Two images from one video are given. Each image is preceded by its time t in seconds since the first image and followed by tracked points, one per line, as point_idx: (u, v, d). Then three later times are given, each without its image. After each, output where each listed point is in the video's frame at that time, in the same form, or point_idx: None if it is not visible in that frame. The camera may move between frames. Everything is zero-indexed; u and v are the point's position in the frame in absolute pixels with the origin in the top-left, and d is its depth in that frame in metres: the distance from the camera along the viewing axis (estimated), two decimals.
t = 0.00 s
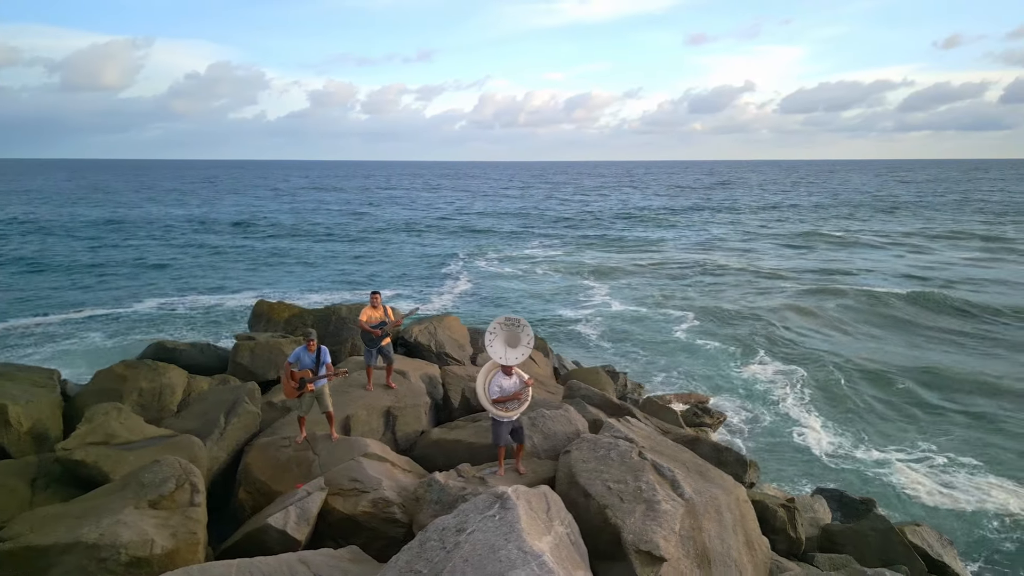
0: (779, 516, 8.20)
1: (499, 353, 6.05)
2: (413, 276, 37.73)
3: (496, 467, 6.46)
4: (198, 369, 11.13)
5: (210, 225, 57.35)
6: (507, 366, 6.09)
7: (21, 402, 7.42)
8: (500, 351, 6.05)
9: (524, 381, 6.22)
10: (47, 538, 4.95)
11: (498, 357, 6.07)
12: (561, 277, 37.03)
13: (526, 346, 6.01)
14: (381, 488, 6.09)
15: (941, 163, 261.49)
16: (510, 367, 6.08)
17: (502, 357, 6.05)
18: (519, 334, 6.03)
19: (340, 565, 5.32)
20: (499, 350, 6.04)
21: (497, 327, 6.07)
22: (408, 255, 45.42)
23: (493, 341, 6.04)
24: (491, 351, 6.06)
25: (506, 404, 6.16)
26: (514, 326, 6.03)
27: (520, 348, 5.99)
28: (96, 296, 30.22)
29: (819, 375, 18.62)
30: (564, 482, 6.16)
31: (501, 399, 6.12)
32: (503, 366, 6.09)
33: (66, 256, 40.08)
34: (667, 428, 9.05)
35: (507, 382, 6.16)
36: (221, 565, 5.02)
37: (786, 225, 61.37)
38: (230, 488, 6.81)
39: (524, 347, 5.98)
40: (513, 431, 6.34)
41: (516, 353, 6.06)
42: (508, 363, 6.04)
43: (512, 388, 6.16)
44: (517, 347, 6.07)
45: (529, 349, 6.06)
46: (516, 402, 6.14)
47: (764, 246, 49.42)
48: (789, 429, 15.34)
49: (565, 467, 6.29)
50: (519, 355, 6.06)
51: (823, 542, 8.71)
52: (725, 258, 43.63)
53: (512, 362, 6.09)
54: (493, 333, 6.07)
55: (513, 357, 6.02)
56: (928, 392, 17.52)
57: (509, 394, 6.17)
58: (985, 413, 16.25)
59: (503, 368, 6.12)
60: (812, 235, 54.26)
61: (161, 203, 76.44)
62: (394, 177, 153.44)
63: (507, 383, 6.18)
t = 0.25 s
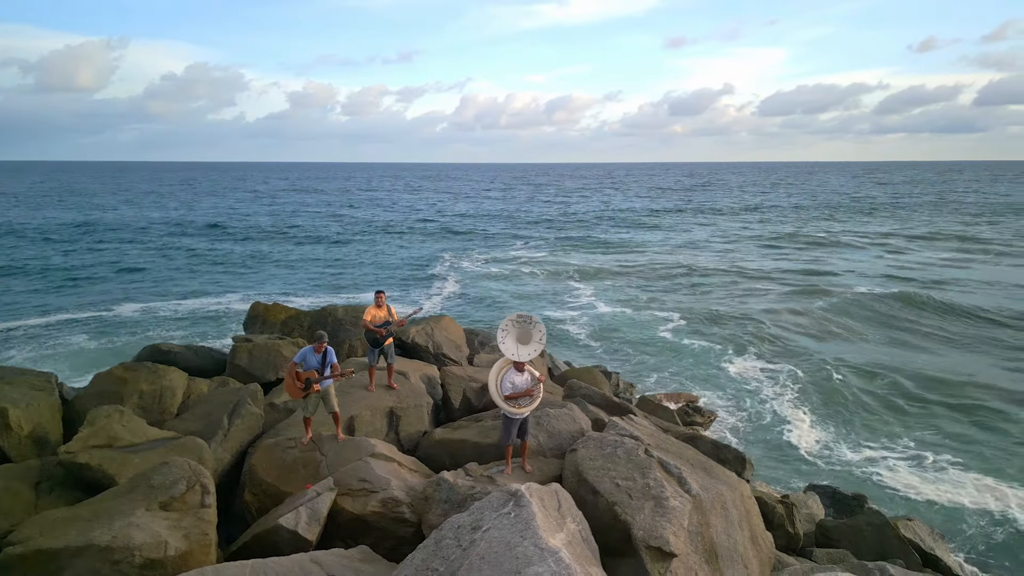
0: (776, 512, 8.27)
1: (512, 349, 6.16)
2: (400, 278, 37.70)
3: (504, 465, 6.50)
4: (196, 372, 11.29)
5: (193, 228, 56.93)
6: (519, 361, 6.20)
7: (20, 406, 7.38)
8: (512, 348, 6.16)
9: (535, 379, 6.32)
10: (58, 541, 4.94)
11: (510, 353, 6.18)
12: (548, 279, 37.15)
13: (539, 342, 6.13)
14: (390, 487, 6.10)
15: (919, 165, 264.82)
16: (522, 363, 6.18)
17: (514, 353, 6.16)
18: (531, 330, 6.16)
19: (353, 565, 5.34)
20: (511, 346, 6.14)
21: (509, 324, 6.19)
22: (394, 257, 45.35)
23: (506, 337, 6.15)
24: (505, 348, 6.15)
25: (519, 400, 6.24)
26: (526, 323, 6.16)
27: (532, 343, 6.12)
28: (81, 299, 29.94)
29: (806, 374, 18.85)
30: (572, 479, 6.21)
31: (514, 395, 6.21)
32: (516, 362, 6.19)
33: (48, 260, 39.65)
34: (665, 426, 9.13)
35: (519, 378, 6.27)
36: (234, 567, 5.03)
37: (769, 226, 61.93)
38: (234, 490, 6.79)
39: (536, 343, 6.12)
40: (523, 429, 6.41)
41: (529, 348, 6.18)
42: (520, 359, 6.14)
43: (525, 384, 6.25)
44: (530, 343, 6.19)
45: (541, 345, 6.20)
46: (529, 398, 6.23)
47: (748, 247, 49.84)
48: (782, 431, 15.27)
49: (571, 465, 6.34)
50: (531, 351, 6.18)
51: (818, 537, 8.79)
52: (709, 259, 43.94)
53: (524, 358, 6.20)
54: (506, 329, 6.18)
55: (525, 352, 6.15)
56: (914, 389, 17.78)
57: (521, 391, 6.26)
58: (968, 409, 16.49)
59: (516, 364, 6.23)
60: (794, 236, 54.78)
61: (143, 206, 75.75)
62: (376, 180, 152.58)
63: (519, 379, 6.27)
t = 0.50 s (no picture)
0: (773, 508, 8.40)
1: (521, 348, 6.25)
2: (382, 279, 37.58)
3: (508, 464, 6.53)
4: (187, 374, 11.20)
5: (170, 229, 56.27)
6: (527, 360, 6.29)
7: (15, 409, 7.28)
8: (521, 346, 6.24)
9: (543, 378, 6.39)
10: (65, 545, 4.92)
11: (520, 352, 6.25)
12: (531, 279, 37.25)
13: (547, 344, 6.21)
14: (396, 488, 6.11)
15: (891, 166, 268.60)
16: (530, 362, 6.27)
17: (523, 352, 6.25)
18: (541, 331, 6.22)
19: (362, 566, 5.34)
20: (520, 345, 6.22)
21: (521, 323, 6.25)
22: (376, 258, 45.18)
23: (516, 336, 6.22)
24: (514, 346, 6.24)
25: (525, 398, 6.32)
26: (536, 323, 6.21)
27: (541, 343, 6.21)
28: (59, 302, 29.50)
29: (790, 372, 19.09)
30: (576, 478, 6.26)
31: (520, 393, 6.29)
32: (524, 361, 6.28)
33: (23, 263, 39.00)
34: (662, 424, 9.21)
35: (527, 377, 6.35)
36: (243, 568, 5.01)
37: (747, 227, 62.51)
38: (235, 492, 6.75)
39: (544, 344, 6.19)
40: (528, 427, 6.49)
41: (537, 349, 6.24)
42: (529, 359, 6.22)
43: (532, 384, 6.33)
44: (539, 343, 6.26)
45: (549, 346, 6.25)
46: (535, 398, 6.31)
47: (729, 247, 50.26)
48: (764, 423, 15.80)
49: (576, 462, 6.38)
50: (540, 351, 6.25)
51: (813, 531, 8.97)
52: (691, 259, 44.26)
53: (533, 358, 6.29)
54: (517, 328, 6.28)
55: (533, 352, 6.22)
56: (896, 386, 18.08)
57: (528, 390, 6.33)
58: (951, 407, 16.77)
59: (524, 363, 6.31)
60: (774, 236, 55.30)
61: (118, 208, 74.78)
62: (357, 180, 151.72)
63: (525, 378, 6.36)
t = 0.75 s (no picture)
0: (769, 503, 8.53)
1: (527, 344, 6.28)
2: (366, 279, 37.37)
3: (513, 463, 6.53)
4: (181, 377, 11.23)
5: (148, 230, 55.51)
6: (532, 356, 6.30)
7: (10, 413, 7.18)
8: (528, 343, 6.28)
9: (549, 376, 6.36)
10: (73, 550, 4.88)
11: (526, 348, 6.30)
12: (515, 278, 37.23)
13: (551, 340, 6.21)
14: (402, 488, 6.11)
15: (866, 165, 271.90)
16: (535, 358, 6.28)
17: (529, 348, 6.29)
18: (547, 327, 6.26)
19: (371, 567, 5.33)
20: (527, 341, 6.26)
21: (530, 319, 6.33)
22: (358, 258, 44.91)
23: (525, 332, 6.29)
24: (522, 342, 6.30)
25: (528, 394, 6.34)
26: (544, 319, 6.27)
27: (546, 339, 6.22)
28: (36, 305, 29.00)
29: (776, 368, 19.29)
30: (582, 475, 6.28)
31: (522, 388, 6.31)
32: (529, 357, 6.29)
33: None
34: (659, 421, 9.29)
35: (531, 373, 6.35)
36: (253, 571, 4.99)
37: (728, 225, 62.91)
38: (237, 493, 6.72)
39: (550, 340, 6.20)
40: (531, 424, 6.49)
41: (543, 345, 6.26)
42: (533, 354, 6.24)
43: (537, 380, 6.32)
44: (545, 341, 6.28)
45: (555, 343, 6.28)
46: (538, 394, 6.32)
47: (710, 246, 50.54)
48: (754, 418, 15.99)
49: (581, 460, 6.41)
50: (546, 348, 6.27)
51: (809, 526, 9.07)
52: (673, 258, 44.48)
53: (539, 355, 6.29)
54: (526, 324, 6.34)
55: (538, 348, 6.23)
56: (880, 381, 18.33)
57: (531, 386, 6.34)
58: (933, 402, 17.03)
59: (530, 359, 6.33)
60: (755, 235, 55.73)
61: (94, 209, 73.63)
62: (335, 180, 150.25)
63: (530, 373, 6.36)
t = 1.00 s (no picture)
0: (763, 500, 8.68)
1: (529, 345, 6.31)
2: (345, 280, 37.11)
3: (515, 462, 6.54)
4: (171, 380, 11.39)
5: (120, 231, 54.58)
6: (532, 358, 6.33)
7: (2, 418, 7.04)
8: (530, 344, 6.31)
9: (550, 377, 6.39)
10: (78, 558, 4.81)
11: (528, 349, 6.33)
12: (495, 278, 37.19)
13: (552, 342, 6.23)
14: (406, 489, 6.09)
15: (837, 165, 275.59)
16: (536, 360, 6.30)
17: (530, 350, 6.32)
18: (549, 329, 6.29)
19: (380, 569, 5.31)
20: (529, 341, 6.31)
21: (532, 321, 6.39)
22: (336, 259, 44.57)
23: (526, 333, 6.34)
24: (523, 344, 6.34)
25: (528, 394, 6.37)
26: (545, 321, 6.31)
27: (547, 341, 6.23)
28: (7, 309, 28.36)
29: (759, 367, 19.53)
30: (585, 474, 6.31)
31: (523, 388, 6.35)
32: (530, 359, 6.31)
33: None
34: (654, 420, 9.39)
35: (532, 375, 6.36)
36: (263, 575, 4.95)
37: (705, 224, 63.40)
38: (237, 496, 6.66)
39: (550, 341, 6.22)
40: (534, 425, 6.51)
41: (544, 346, 6.27)
42: (534, 355, 6.26)
43: (537, 381, 6.34)
44: (546, 342, 6.30)
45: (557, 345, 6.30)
46: (538, 394, 6.34)
47: (689, 245, 50.87)
48: (742, 413, 16.24)
49: (583, 459, 6.44)
50: (547, 350, 6.29)
51: (802, 521, 9.20)
52: (652, 257, 44.74)
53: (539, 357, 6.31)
54: (528, 325, 6.38)
55: (538, 350, 6.25)
56: (861, 378, 18.64)
57: (531, 387, 6.37)
58: (912, 397, 17.35)
59: (531, 360, 6.36)
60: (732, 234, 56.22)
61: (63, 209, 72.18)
62: (309, 180, 148.78)
63: (530, 375, 6.38)
